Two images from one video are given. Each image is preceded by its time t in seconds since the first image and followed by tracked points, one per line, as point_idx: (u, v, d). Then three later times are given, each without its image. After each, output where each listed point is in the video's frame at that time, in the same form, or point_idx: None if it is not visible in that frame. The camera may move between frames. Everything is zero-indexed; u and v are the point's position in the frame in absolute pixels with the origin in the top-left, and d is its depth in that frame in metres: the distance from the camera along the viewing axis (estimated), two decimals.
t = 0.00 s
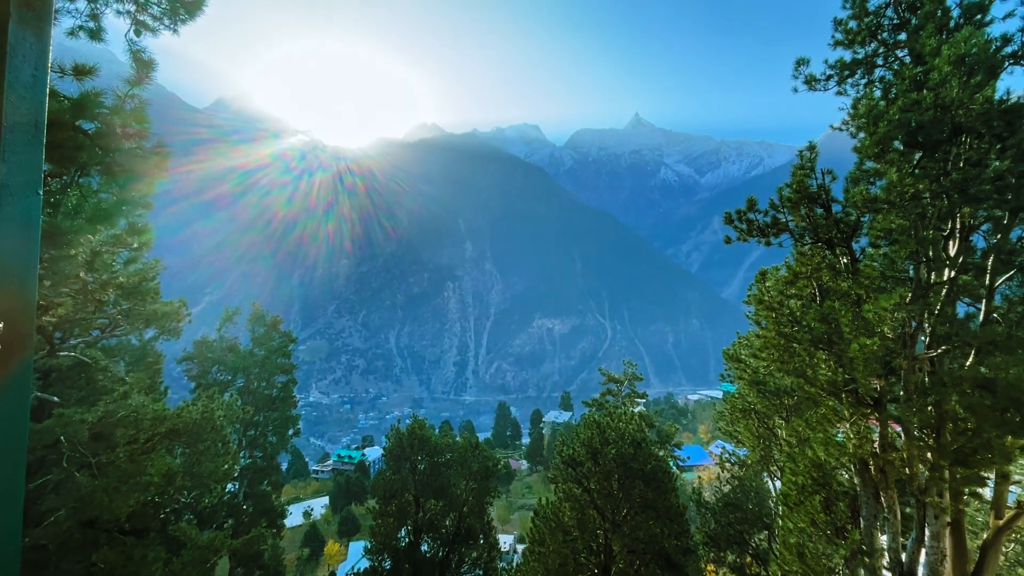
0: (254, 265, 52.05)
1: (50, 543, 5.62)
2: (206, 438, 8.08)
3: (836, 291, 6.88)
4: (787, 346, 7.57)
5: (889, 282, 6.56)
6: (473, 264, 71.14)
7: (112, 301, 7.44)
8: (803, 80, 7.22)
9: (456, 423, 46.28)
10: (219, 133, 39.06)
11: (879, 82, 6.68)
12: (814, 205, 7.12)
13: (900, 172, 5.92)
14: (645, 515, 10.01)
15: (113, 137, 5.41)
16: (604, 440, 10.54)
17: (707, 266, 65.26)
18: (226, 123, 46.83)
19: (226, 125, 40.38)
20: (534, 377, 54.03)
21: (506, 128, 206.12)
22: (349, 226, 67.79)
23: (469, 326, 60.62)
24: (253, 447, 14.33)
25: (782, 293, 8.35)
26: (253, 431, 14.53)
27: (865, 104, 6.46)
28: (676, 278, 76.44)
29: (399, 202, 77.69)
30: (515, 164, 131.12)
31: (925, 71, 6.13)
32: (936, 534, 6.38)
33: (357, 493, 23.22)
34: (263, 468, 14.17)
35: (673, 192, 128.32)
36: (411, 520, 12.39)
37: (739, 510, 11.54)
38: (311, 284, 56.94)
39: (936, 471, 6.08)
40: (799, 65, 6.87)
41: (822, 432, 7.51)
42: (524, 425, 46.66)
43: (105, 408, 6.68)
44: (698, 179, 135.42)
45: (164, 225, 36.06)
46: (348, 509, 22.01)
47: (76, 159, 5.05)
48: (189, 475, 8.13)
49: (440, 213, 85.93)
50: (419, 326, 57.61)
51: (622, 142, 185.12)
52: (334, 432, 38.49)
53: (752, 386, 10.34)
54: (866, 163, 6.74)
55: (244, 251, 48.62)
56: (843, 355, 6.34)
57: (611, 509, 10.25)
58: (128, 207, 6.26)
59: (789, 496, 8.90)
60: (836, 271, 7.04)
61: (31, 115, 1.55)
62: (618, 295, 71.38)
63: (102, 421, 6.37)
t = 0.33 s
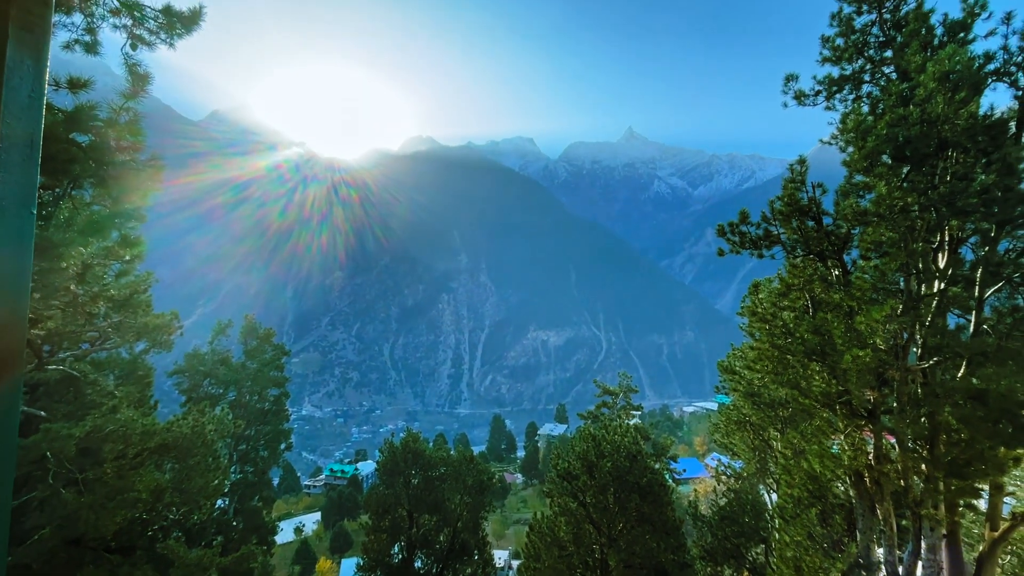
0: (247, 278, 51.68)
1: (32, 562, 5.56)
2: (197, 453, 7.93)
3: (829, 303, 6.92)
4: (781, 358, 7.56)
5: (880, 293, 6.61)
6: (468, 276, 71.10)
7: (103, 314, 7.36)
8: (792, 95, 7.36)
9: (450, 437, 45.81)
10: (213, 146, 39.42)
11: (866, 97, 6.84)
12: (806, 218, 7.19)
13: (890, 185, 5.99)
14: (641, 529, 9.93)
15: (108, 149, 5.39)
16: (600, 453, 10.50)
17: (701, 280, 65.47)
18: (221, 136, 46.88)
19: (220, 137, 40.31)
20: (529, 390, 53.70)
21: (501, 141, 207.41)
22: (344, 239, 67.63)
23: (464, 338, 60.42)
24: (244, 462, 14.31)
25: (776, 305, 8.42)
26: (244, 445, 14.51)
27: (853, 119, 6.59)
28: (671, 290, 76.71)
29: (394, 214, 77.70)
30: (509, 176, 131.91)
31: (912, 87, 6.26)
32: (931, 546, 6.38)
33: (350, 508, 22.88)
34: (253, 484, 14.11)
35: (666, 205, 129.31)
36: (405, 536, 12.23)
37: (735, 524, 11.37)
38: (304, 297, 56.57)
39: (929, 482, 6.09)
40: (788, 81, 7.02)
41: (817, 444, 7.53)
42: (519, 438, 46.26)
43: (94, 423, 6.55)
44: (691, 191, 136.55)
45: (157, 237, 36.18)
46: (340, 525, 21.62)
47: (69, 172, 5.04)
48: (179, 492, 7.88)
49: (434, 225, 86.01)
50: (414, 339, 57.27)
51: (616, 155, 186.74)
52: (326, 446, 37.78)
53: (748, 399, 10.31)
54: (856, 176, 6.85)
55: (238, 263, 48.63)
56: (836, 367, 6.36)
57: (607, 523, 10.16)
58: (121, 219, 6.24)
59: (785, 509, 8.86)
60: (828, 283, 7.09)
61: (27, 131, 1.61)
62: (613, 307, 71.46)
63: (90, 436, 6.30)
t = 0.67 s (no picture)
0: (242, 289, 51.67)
1: None
2: (187, 468, 7.78)
3: (823, 314, 6.95)
4: (776, 369, 7.56)
5: (873, 305, 6.64)
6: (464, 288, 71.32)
7: (94, 327, 7.30)
8: (783, 111, 7.49)
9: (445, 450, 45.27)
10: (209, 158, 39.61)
11: (855, 112, 6.97)
12: (798, 230, 7.27)
13: (880, 198, 6.05)
14: (638, 544, 9.84)
15: (102, 159, 5.38)
16: (596, 467, 10.42)
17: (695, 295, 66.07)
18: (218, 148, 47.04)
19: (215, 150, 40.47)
20: (525, 403, 53.35)
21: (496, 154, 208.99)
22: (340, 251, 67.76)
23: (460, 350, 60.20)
24: (236, 477, 14.16)
25: (770, 317, 8.46)
26: (236, 460, 14.37)
27: (843, 133, 6.69)
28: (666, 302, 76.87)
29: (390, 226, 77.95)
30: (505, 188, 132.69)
31: (900, 103, 6.38)
32: (930, 559, 6.34)
33: (343, 524, 22.51)
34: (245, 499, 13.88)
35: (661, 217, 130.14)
36: (399, 552, 12.09)
37: (733, 538, 11.17)
38: (299, 309, 56.40)
39: (927, 494, 6.07)
40: (779, 96, 7.14)
41: (813, 457, 7.52)
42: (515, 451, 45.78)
43: (83, 437, 6.47)
44: (684, 204, 137.56)
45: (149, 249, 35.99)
46: (332, 542, 21.20)
47: (63, 185, 5.02)
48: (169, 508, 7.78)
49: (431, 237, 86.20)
50: (409, 351, 56.97)
51: (610, 168, 188.34)
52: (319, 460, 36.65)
53: (744, 410, 10.27)
54: (847, 190, 6.96)
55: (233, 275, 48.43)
56: (832, 379, 6.37)
57: (604, 537, 10.05)
58: (117, 232, 6.27)
59: (782, 522, 8.84)
60: (822, 294, 7.14)
61: (23, 157, 1.67)
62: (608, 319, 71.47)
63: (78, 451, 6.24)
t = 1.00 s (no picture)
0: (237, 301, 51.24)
1: None
2: (179, 483, 7.72)
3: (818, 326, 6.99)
4: (774, 381, 7.60)
5: (868, 316, 6.70)
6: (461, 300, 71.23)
7: (88, 339, 7.27)
8: (777, 124, 7.60)
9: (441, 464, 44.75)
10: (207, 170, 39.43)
11: (847, 126, 7.07)
12: (793, 242, 7.32)
13: (873, 211, 6.12)
14: (636, 558, 9.67)
15: (98, 172, 5.41)
16: (594, 480, 10.34)
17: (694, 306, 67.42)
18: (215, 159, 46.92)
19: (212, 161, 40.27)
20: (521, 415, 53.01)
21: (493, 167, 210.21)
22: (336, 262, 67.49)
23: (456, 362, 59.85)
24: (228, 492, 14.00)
25: (767, 328, 8.48)
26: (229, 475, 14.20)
27: (837, 147, 6.78)
28: (663, 313, 76.91)
29: (387, 237, 77.88)
30: (502, 201, 133.17)
31: (890, 117, 6.49)
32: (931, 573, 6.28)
33: (338, 540, 22.00)
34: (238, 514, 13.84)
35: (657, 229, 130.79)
36: (394, 568, 11.81)
37: (732, 552, 11.07)
38: (295, 321, 56.00)
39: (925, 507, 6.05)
40: (772, 110, 7.26)
41: (812, 470, 7.51)
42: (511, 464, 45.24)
43: (74, 452, 6.41)
44: (679, 216, 138.28)
45: (145, 260, 35.67)
46: (325, 559, 20.74)
47: (57, 198, 5.01)
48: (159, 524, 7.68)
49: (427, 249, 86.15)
50: (405, 363, 56.57)
51: (606, 180, 189.57)
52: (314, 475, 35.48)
53: (741, 423, 10.24)
54: (840, 203, 7.04)
55: (229, 287, 48.03)
56: (828, 391, 6.38)
57: (602, 553, 9.89)
58: (112, 245, 6.24)
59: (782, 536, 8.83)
60: (817, 306, 7.19)
61: (17, 174, 1.67)
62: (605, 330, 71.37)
63: (69, 467, 6.31)
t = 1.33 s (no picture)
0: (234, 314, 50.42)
1: None
2: (171, 498, 7.93)
3: (816, 337, 7.04)
4: (772, 392, 7.70)
5: (863, 327, 6.78)
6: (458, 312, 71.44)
7: (81, 351, 7.20)
8: (770, 137, 7.69)
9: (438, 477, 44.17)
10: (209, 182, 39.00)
11: (840, 139, 7.16)
12: (789, 253, 7.38)
13: (867, 223, 6.19)
14: (636, 573, 9.62)
15: (95, 185, 5.43)
16: (592, 493, 10.25)
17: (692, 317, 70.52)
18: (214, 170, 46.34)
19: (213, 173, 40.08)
20: (519, 428, 52.58)
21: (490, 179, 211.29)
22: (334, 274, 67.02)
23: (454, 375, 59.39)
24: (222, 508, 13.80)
25: (763, 338, 8.65)
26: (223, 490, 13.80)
27: (829, 159, 6.86)
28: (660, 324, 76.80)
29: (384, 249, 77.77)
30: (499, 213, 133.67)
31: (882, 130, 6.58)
32: None
33: (333, 556, 21.68)
34: (231, 531, 13.72)
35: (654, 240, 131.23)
36: None
37: (733, 566, 10.86)
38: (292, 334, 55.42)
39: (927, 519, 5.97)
40: (766, 123, 7.37)
41: (812, 482, 7.57)
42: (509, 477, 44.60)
43: (66, 466, 6.53)
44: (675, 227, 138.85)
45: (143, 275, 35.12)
46: None
47: (55, 211, 4.95)
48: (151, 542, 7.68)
49: (425, 261, 86.06)
50: (402, 376, 56.04)
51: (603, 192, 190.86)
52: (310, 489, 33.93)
53: (740, 434, 10.21)
54: (834, 214, 7.11)
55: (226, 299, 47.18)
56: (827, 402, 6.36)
57: (601, 568, 9.79)
58: (107, 258, 6.22)
59: (784, 551, 8.78)
60: (813, 317, 7.23)
61: (9, 192, 1.66)
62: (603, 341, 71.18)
63: (60, 483, 6.46)
